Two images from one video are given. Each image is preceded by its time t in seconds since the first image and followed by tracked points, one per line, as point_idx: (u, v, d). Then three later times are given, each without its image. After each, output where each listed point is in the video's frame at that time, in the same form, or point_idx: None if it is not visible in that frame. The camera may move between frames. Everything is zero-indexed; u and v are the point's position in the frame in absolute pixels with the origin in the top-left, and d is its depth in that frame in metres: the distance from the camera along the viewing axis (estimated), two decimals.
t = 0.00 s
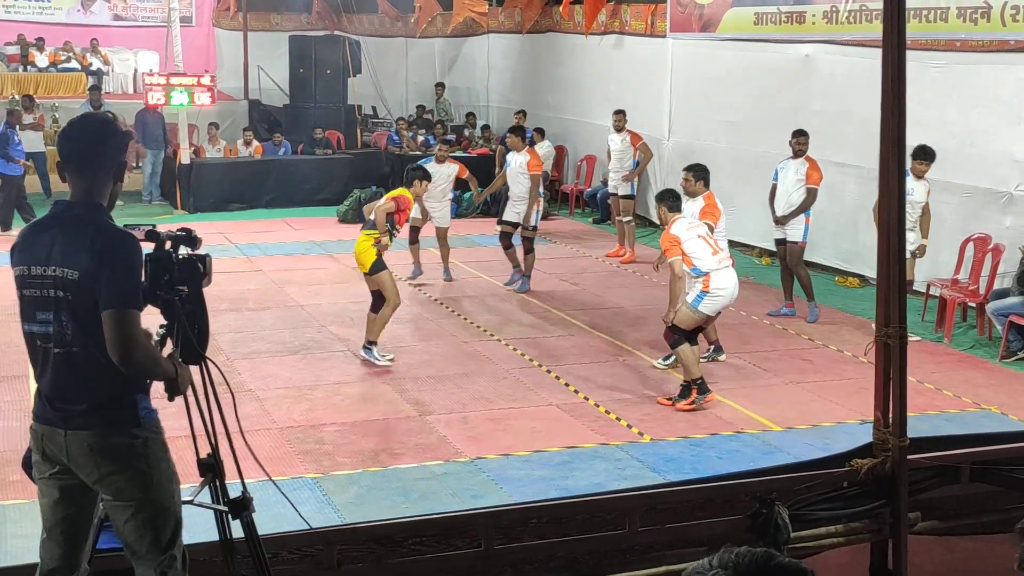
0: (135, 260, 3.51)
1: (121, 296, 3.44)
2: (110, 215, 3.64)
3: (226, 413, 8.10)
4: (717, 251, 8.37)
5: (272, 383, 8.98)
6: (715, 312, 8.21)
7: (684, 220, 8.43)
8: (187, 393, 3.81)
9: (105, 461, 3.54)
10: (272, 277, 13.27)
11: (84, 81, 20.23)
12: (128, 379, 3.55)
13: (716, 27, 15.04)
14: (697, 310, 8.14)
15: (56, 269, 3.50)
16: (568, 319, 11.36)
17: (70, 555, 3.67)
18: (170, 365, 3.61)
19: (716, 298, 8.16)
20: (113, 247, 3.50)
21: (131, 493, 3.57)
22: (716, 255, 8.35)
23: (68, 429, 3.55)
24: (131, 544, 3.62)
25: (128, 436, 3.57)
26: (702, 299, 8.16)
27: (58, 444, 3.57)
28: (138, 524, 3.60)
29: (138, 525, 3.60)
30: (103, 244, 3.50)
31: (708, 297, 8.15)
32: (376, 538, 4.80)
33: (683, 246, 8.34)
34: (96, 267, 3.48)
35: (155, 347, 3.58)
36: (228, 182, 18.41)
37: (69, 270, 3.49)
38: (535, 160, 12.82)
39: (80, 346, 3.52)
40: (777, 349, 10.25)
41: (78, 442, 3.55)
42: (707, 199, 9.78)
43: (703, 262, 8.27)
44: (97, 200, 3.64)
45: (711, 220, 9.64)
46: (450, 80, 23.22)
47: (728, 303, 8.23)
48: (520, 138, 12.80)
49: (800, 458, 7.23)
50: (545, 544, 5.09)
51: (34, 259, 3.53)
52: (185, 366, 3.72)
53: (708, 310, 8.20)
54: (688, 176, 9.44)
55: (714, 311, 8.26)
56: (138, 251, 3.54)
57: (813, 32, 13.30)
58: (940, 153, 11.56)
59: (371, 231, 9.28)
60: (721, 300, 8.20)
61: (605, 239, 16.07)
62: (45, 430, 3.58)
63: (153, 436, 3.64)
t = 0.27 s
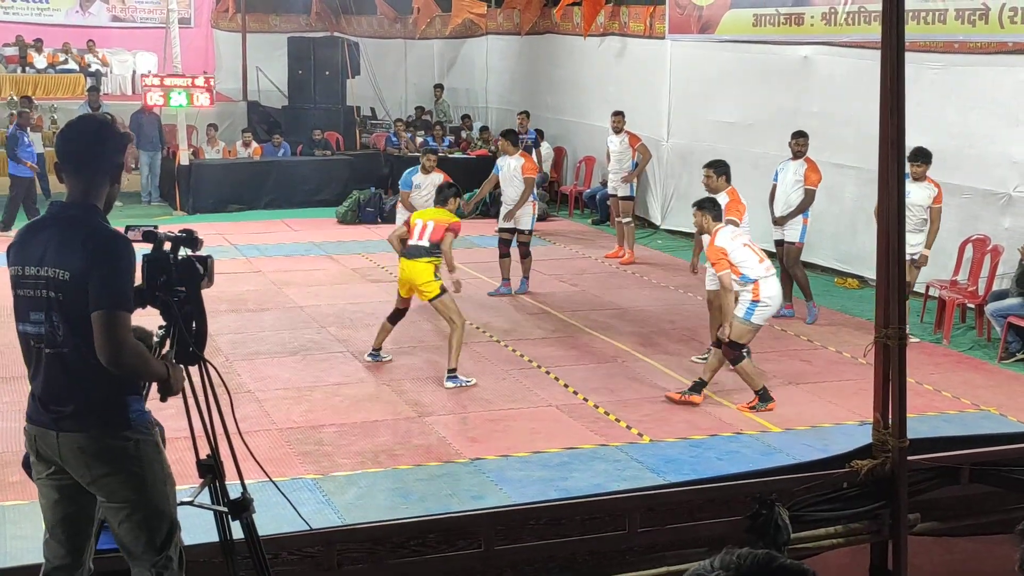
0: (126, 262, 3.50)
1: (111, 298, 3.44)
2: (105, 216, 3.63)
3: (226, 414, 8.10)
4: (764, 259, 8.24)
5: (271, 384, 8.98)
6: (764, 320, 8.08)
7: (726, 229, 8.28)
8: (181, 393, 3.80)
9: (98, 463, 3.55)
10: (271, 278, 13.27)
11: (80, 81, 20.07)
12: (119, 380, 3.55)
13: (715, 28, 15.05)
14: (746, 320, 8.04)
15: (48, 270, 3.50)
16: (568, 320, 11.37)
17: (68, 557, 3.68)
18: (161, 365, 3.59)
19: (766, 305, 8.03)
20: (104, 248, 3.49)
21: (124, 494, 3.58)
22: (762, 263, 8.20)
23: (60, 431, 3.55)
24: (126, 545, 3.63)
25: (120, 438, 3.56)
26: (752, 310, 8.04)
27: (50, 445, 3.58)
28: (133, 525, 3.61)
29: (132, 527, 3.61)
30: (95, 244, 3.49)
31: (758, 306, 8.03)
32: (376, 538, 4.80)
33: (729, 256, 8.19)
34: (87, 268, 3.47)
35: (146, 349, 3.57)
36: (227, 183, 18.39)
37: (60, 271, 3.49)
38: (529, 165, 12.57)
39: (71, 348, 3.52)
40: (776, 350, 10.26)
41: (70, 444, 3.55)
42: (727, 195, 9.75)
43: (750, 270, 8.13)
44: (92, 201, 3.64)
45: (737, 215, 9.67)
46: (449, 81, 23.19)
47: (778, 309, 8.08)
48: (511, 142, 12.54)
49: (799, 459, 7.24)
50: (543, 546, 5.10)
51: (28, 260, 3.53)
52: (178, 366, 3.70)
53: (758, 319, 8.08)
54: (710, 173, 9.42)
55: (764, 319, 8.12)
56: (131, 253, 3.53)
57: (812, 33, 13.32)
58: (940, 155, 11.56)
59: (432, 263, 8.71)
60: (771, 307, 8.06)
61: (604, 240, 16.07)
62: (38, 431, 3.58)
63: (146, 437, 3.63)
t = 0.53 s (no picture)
0: (106, 257, 3.47)
1: (91, 294, 3.41)
2: (88, 212, 3.60)
3: (212, 412, 8.06)
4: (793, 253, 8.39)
5: (258, 382, 8.95)
6: (794, 312, 8.22)
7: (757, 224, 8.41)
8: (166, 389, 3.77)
9: (79, 459, 3.53)
10: (259, 276, 13.22)
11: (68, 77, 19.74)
12: (100, 377, 3.52)
13: (704, 29, 15.07)
14: (779, 312, 8.20)
15: (29, 265, 3.48)
16: (556, 319, 11.36)
17: (53, 553, 3.67)
18: (142, 362, 3.57)
19: (798, 298, 8.18)
20: (84, 243, 3.46)
21: (105, 491, 3.55)
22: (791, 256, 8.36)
23: (40, 427, 3.53)
24: (106, 543, 3.60)
25: (101, 435, 3.54)
26: (783, 302, 8.20)
27: (32, 441, 3.56)
28: (113, 522, 3.58)
29: (113, 524, 3.59)
30: (75, 240, 3.47)
31: (789, 298, 8.18)
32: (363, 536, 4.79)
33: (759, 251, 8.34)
34: (67, 263, 3.45)
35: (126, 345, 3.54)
36: (214, 180, 18.32)
37: (41, 266, 3.46)
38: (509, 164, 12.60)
39: (51, 344, 3.50)
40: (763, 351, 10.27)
41: (51, 439, 3.52)
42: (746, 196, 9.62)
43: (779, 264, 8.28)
44: (76, 197, 3.61)
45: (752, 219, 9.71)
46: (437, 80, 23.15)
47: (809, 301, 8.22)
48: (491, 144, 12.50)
49: (786, 459, 7.25)
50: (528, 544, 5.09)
51: (10, 255, 3.51)
52: (160, 362, 3.67)
53: (788, 311, 8.22)
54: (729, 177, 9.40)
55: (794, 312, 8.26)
56: (112, 248, 3.50)
57: (801, 35, 13.36)
58: (928, 156, 11.60)
59: (463, 244, 8.65)
60: (802, 299, 8.20)
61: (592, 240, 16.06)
62: (20, 427, 3.57)
63: (127, 434, 3.60)
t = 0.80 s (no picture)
0: (91, 254, 3.45)
1: (75, 291, 3.39)
2: (75, 209, 3.58)
3: (202, 410, 8.03)
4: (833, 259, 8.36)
5: (248, 380, 8.93)
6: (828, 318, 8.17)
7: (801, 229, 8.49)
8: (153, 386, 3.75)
9: (64, 457, 3.51)
10: (250, 274, 13.19)
11: (58, 74, 19.75)
12: (85, 374, 3.51)
13: (696, 28, 15.08)
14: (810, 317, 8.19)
15: (15, 262, 3.47)
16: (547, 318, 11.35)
17: (41, 551, 3.66)
18: (127, 359, 3.55)
19: (833, 305, 8.15)
20: (69, 239, 3.44)
21: (90, 489, 3.54)
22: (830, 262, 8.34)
23: (26, 424, 3.52)
24: (91, 541, 3.58)
25: (86, 432, 3.52)
26: (818, 306, 8.17)
27: (17, 438, 3.55)
28: (98, 520, 3.57)
29: (98, 522, 3.57)
30: (60, 236, 3.44)
31: (823, 303, 8.15)
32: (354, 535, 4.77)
33: (801, 255, 8.40)
34: (51, 259, 3.43)
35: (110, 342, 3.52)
36: (205, 177, 18.27)
37: (26, 262, 3.45)
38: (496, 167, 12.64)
39: (37, 340, 3.49)
40: (754, 350, 10.29)
41: (36, 436, 3.51)
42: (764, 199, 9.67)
43: (817, 269, 8.28)
44: (62, 194, 3.59)
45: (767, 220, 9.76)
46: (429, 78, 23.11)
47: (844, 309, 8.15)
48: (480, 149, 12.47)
49: (776, 458, 7.26)
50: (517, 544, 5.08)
51: None
52: (146, 360, 3.65)
53: (821, 316, 8.18)
54: (745, 175, 9.40)
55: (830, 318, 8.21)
56: (97, 245, 3.48)
57: (792, 34, 13.38)
58: (919, 157, 11.62)
59: (486, 262, 8.51)
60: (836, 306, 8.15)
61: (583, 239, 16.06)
62: (6, 424, 3.56)
63: (113, 432, 3.59)
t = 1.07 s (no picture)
0: (79, 252, 3.44)
1: (62, 288, 3.38)
2: (65, 206, 3.56)
3: (194, 408, 8.01)
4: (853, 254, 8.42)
5: (240, 377, 8.90)
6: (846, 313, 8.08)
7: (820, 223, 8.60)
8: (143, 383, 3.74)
9: (51, 454, 3.51)
10: (242, 271, 13.16)
11: (51, 71, 19.83)
12: (72, 372, 3.50)
13: (689, 28, 15.08)
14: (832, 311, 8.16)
15: (3, 258, 3.46)
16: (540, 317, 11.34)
17: (31, 549, 3.65)
18: (114, 357, 3.54)
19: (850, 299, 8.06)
20: (58, 236, 3.43)
21: (78, 487, 3.53)
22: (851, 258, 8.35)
23: (14, 421, 3.51)
24: (79, 540, 3.57)
25: (74, 430, 3.51)
26: (836, 301, 8.11)
27: (5, 435, 3.55)
28: (86, 518, 3.55)
29: (86, 520, 3.56)
30: (48, 233, 3.43)
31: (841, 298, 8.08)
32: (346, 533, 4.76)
33: (822, 249, 8.47)
34: (38, 256, 3.41)
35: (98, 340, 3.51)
36: (197, 175, 18.22)
37: (14, 259, 3.44)
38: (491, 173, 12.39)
39: (25, 337, 3.49)
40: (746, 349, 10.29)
41: (24, 434, 3.51)
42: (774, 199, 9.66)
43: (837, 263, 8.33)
44: (53, 191, 3.57)
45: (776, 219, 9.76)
46: (421, 76, 23.08)
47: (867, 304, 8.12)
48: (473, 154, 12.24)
49: (768, 457, 7.26)
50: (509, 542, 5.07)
51: None
52: (134, 358, 3.63)
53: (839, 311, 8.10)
54: (753, 174, 9.48)
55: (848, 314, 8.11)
56: (85, 243, 3.48)
57: (784, 34, 13.41)
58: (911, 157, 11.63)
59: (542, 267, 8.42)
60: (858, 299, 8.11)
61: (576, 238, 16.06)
62: None
63: (101, 431, 3.58)
